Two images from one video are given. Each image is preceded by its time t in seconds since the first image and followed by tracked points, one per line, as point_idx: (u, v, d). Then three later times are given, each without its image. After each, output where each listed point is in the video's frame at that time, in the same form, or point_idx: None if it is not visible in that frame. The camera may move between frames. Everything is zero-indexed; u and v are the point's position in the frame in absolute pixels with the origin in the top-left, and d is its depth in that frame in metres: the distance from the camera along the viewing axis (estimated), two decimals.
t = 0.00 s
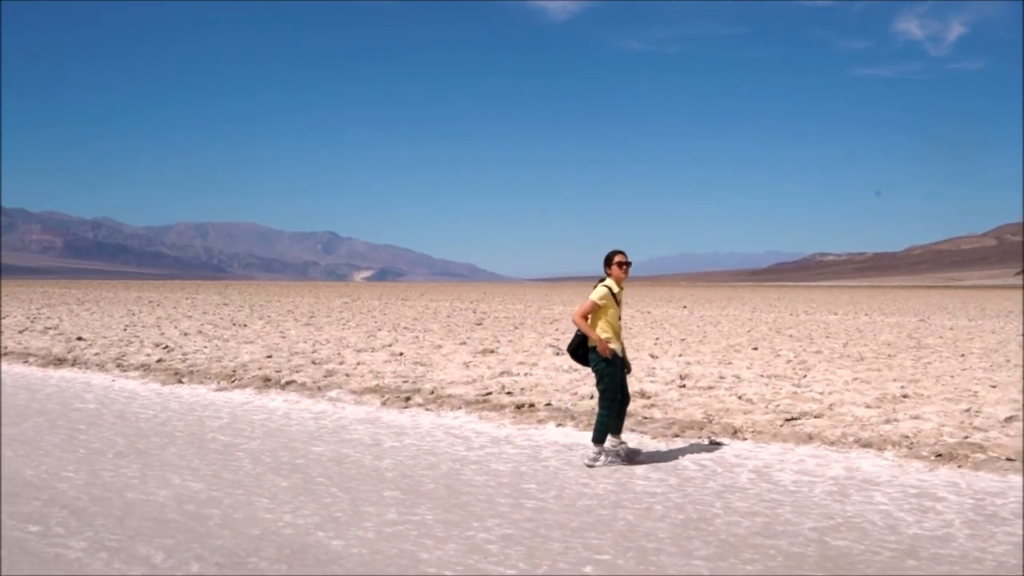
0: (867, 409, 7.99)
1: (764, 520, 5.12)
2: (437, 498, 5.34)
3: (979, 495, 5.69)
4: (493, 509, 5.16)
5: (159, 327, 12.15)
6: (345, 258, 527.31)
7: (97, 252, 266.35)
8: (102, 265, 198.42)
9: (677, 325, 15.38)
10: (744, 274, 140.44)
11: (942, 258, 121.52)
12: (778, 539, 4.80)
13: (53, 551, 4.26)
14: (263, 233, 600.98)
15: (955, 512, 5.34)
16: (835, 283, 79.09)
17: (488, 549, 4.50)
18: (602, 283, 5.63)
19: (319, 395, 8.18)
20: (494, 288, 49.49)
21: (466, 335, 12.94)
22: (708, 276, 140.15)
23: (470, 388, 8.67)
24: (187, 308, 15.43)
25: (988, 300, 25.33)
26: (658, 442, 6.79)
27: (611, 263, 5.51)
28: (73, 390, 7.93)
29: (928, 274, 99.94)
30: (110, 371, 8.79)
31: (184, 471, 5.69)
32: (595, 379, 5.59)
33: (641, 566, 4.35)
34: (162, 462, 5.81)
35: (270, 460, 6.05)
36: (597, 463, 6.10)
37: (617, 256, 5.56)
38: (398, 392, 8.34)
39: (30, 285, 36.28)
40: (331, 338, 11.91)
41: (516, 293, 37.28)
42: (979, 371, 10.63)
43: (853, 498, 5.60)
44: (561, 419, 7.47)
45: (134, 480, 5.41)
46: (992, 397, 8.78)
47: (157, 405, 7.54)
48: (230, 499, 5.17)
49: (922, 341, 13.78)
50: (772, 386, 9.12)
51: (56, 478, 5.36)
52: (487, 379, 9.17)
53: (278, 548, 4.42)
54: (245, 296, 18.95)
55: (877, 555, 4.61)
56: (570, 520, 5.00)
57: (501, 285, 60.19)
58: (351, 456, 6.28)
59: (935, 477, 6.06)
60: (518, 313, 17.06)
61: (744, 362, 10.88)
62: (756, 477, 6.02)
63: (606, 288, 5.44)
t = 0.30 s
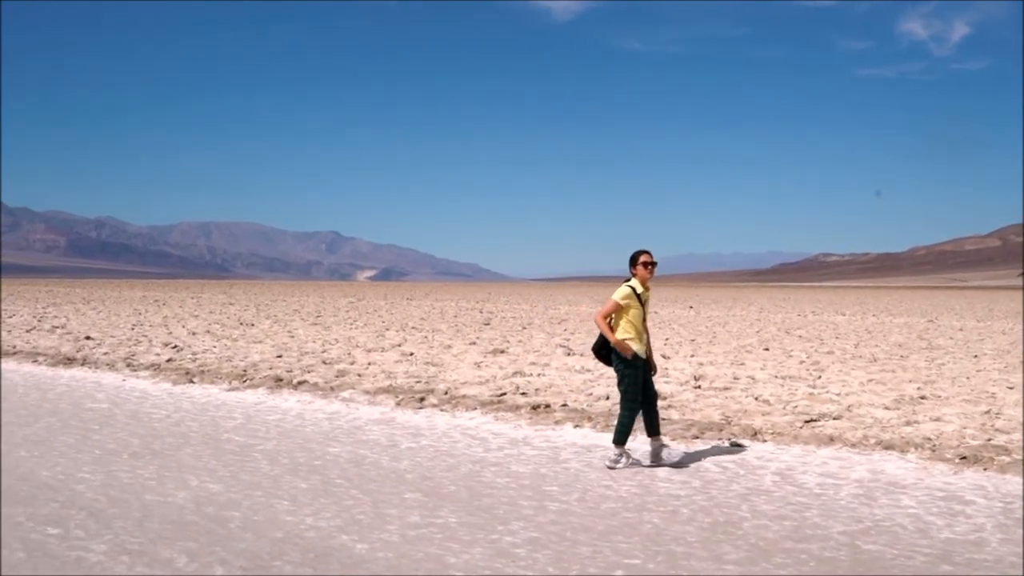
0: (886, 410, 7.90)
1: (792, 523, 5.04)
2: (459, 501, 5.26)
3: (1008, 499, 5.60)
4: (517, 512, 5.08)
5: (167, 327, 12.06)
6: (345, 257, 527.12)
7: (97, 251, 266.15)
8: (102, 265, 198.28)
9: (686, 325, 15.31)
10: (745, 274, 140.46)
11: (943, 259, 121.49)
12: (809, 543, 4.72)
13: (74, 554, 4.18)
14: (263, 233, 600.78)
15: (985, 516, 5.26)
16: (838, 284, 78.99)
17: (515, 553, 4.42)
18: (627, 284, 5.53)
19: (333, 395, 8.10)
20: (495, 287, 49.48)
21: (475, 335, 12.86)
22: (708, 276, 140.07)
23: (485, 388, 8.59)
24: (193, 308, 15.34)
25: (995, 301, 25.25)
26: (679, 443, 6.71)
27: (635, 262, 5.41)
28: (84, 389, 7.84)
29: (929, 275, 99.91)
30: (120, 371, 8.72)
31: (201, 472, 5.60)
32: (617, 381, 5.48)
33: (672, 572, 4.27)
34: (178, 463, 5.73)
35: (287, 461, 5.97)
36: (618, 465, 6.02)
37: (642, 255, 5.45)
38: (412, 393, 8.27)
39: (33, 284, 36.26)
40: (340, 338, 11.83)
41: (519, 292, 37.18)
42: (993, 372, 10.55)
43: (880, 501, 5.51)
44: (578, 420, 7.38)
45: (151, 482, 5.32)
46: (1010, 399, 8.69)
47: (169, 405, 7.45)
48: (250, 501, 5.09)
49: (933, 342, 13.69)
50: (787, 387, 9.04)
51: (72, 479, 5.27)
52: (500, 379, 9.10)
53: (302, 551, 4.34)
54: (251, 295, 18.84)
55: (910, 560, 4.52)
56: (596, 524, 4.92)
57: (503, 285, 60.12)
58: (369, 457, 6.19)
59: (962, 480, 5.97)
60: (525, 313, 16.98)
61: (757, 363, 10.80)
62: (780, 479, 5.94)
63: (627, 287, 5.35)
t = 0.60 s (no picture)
0: (906, 409, 7.82)
1: (821, 524, 4.96)
2: (482, 502, 5.19)
3: None
4: (542, 513, 5.01)
5: (176, 328, 11.99)
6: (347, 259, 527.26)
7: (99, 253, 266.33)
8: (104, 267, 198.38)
9: (697, 324, 15.23)
10: (748, 274, 140.26)
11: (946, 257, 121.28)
12: (841, 544, 4.64)
13: (97, 558, 4.11)
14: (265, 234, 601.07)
15: (1016, 516, 5.17)
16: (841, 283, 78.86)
17: (543, 555, 4.35)
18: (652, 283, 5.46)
19: (347, 396, 8.02)
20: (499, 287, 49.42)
21: (485, 334, 12.79)
22: (711, 275, 139.89)
23: (500, 388, 8.52)
24: (201, 309, 15.28)
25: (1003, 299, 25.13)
26: (700, 444, 6.63)
27: (660, 261, 5.33)
28: (97, 391, 7.77)
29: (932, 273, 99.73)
30: (132, 372, 8.65)
31: (220, 474, 5.53)
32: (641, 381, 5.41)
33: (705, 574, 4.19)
34: (196, 465, 5.66)
35: (306, 463, 5.90)
36: (640, 465, 5.94)
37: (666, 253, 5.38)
38: (427, 393, 8.20)
39: (38, 287, 36.29)
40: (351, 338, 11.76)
41: (525, 292, 37.09)
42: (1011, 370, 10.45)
43: (908, 501, 5.43)
44: (596, 420, 7.31)
45: (171, 484, 5.25)
46: None
47: (184, 406, 7.39)
48: (271, 503, 5.02)
49: (946, 340, 13.60)
50: (804, 386, 8.97)
51: (90, 481, 5.20)
52: (515, 379, 9.02)
53: (328, 554, 4.27)
54: (258, 296, 18.77)
55: (945, 561, 4.44)
56: (623, 525, 4.85)
57: (507, 285, 60.05)
58: (388, 458, 6.12)
59: (989, 479, 5.89)
60: (533, 312, 16.90)
61: (771, 362, 10.72)
62: (805, 479, 5.86)
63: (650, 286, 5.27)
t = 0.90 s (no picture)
0: (924, 409, 7.74)
1: (848, 525, 4.89)
2: (503, 504, 5.11)
3: None
4: (564, 515, 4.94)
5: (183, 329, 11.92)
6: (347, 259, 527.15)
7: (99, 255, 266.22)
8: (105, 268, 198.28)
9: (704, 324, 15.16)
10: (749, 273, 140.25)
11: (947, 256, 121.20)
12: (869, 546, 4.56)
13: (116, 563, 4.03)
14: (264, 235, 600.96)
15: None
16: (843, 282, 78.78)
17: (569, 559, 4.27)
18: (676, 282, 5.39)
19: (359, 397, 7.95)
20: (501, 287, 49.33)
21: (494, 334, 12.71)
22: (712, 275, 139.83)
23: (513, 388, 8.45)
24: (206, 310, 15.20)
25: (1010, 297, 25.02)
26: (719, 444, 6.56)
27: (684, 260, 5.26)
28: (107, 393, 7.70)
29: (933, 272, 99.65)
30: (142, 373, 8.58)
31: (236, 476, 5.46)
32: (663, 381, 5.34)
33: None
34: (212, 468, 5.59)
35: (322, 465, 5.83)
36: (660, 466, 5.87)
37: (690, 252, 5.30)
38: (440, 394, 8.12)
39: (40, 290, 36.19)
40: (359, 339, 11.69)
41: (528, 292, 37.00)
42: None
43: (934, 501, 5.36)
44: (612, 420, 7.24)
45: (187, 487, 5.18)
46: None
47: (195, 408, 7.32)
48: (289, 506, 4.95)
49: (956, 338, 13.51)
50: (819, 385, 8.90)
51: (105, 484, 5.13)
52: (527, 379, 8.95)
53: (351, 558, 4.20)
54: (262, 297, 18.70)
55: (976, 563, 4.37)
56: (647, 527, 4.77)
57: (509, 285, 59.97)
58: (405, 460, 6.04)
59: (1013, 479, 5.82)
60: (540, 312, 16.83)
61: (783, 361, 10.64)
62: (828, 480, 5.78)
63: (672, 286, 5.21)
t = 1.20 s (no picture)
0: (937, 411, 7.69)
1: (870, 530, 4.83)
2: (520, 508, 5.05)
3: None
4: (583, 520, 4.87)
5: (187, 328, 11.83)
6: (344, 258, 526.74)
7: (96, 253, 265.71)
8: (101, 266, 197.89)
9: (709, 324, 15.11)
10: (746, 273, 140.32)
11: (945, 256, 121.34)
12: (894, 551, 4.51)
13: (132, 568, 3.96)
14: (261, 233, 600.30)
15: None
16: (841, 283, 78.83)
17: (591, 565, 4.21)
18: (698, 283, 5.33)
19: (368, 398, 7.88)
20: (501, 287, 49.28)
21: (499, 334, 12.64)
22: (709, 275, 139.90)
23: (522, 389, 8.40)
24: (209, 309, 15.12)
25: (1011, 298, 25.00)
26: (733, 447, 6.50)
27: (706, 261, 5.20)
28: (114, 393, 7.62)
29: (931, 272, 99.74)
30: (148, 373, 8.50)
31: (249, 478, 5.39)
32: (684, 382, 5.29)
33: None
34: (224, 470, 5.52)
35: (334, 467, 5.76)
36: (676, 468, 5.82)
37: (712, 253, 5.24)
38: (449, 395, 8.06)
39: (41, 289, 36.16)
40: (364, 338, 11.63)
41: (528, 291, 36.94)
42: None
43: (954, 506, 5.30)
44: (625, 422, 7.18)
45: (199, 490, 5.11)
46: None
47: (203, 408, 7.24)
48: (304, 509, 4.88)
49: (962, 339, 13.47)
50: (829, 386, 8.84)
51: (117, 487, 5.06)
52: (536, 380, 8.90)
53: (370, 564, 4.13)
54: (264, 296, 18.62)
55: (1003, 569, 4.31)
56: (668, 532, 4.71)
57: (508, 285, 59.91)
58: (418, 462, 5.97)
59: None
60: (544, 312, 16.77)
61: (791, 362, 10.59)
62: (846, 483, 5.72)
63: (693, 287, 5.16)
